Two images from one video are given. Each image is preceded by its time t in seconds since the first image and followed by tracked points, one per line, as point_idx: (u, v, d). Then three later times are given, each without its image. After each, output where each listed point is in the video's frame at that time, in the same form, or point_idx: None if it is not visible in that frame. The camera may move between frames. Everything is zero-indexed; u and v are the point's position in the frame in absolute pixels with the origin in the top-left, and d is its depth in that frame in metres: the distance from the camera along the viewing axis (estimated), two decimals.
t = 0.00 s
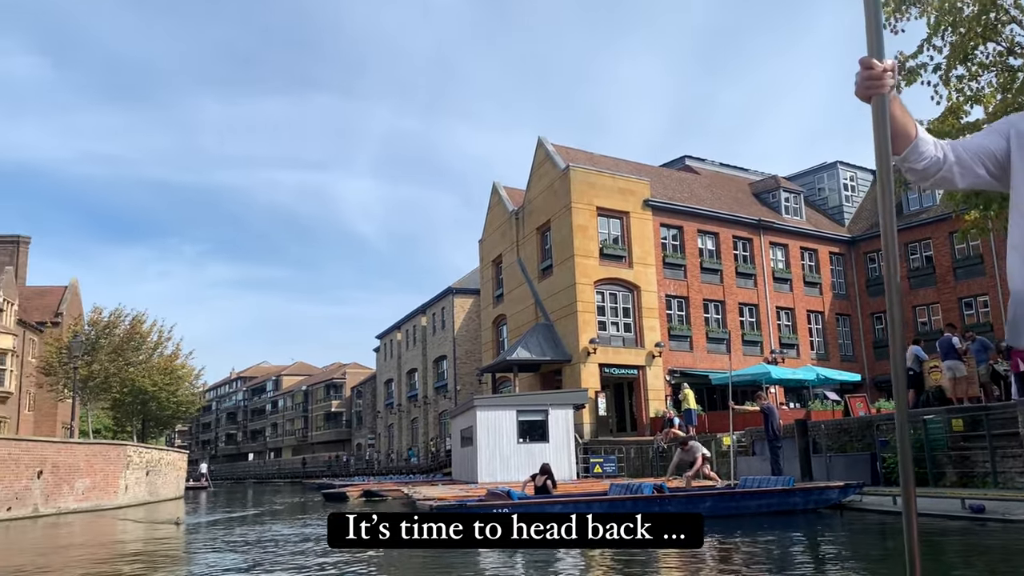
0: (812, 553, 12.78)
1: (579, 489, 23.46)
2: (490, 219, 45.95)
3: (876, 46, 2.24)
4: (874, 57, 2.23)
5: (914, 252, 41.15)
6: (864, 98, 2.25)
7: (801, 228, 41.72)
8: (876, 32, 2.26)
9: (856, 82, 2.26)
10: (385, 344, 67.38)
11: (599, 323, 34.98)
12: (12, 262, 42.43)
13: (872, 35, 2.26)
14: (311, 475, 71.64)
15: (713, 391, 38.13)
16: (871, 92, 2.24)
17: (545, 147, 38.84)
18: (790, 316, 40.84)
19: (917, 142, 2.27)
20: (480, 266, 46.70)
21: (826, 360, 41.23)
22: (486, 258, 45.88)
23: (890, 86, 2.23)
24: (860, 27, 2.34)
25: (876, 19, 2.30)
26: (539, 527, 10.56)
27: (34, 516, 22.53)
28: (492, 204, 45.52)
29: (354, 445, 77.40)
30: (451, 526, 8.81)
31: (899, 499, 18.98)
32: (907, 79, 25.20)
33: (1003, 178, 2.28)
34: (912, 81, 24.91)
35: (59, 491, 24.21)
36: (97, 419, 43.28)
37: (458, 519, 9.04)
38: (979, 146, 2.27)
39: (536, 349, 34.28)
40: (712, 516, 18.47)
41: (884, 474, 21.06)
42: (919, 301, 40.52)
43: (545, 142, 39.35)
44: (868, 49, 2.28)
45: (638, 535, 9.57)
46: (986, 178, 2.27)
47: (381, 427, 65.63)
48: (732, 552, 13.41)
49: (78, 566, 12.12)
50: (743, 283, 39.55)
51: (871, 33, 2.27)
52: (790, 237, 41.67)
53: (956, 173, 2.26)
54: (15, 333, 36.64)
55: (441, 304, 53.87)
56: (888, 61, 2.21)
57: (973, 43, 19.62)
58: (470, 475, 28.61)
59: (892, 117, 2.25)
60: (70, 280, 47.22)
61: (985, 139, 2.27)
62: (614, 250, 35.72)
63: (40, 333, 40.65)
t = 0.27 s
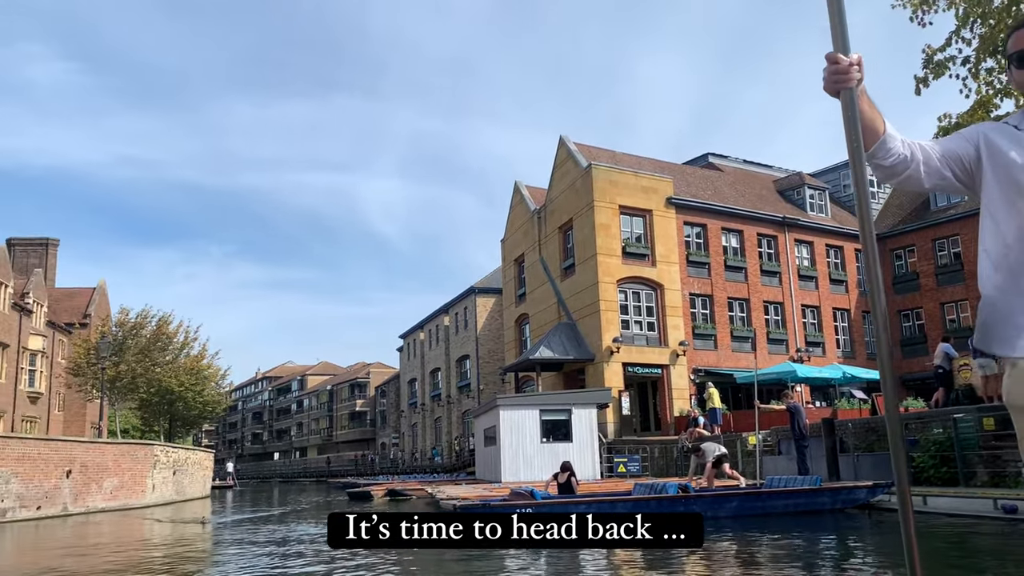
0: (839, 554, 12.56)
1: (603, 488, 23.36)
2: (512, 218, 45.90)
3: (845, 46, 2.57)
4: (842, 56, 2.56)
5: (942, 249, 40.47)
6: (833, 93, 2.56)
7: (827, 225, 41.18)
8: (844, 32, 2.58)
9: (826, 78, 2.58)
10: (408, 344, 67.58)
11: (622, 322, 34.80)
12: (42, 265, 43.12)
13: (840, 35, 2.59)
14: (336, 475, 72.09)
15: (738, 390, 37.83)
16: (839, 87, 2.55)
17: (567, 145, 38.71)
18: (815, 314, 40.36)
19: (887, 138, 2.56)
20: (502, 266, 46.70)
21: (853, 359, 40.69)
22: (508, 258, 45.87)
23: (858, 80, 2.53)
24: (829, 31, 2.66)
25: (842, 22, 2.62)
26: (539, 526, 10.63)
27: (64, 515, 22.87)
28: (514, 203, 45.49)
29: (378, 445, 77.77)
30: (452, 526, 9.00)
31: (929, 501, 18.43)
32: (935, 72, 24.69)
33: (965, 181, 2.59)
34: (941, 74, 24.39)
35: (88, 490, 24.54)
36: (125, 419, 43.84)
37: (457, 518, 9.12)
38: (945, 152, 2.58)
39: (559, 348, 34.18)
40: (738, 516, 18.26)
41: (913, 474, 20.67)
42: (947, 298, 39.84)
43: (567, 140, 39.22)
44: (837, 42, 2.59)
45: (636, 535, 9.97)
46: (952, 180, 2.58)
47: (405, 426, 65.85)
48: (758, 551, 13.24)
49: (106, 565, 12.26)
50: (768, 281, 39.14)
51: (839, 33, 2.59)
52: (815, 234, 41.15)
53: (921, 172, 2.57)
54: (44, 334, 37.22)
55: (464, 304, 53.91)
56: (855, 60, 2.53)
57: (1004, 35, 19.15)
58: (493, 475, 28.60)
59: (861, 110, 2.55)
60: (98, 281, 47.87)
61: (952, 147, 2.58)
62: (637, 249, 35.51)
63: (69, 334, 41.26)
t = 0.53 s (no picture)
0: (875, 556, 12.23)
1: (633, 488, 23.11)
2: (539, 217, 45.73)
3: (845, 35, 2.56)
4: (843, 46, 2.55)
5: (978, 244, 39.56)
6: (836, 84, 2.58)
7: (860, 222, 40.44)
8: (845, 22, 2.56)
9: (826, 69, 2.59)
10: (436, 343, 67.69)
11: (651, 321, 34.46)
12: (76, 266, 43.85)
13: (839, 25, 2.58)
14: (365, 473, 72.49)
15: (769, 389, 37.33)
16: (840, 79, 2.56)
17: (594, 143, 38.45)
18: (847, 311, 39.68)
19: (886, 132, 2.62)
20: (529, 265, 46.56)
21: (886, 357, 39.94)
22: (535, 256, 45.72)
23: (858, 72, 2.55)
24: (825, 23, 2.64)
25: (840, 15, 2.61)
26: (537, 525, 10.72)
27: (98, 513, 23.18)
28: (541, 201, 45.31)
29: (406, 443, 78.03)
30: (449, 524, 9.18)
31: (967, 502, 18.02)
32: (973, 63, 24.04)
33: (962, 180, 2.69)
34: (978, 65, 23.74)
35: (121, 488, 24.88)
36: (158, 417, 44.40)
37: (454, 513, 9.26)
38: (942, 150, 2.68)
39: (587, 346, 33.94)
40: (771, 516, 17.95)
41: (950, 474, 20.20)
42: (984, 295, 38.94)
43: (595, 138, 38.96)
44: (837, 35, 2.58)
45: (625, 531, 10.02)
46: (949, 178, 2.68)
47: (433, 425, 65.97)
48: (791, 553, 12.96)
49: (138, 563, 12.35)
50: (799, 279, 38.55)
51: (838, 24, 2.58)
52: (847, 231, 40.44)
53: (920, 169, 2.66)
54: (78, 334, 37.83)
55: (492, 302, 53.88)
56: (857, 51, 2.53)
57: None
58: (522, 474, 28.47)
59: (861, 102, 2.58)
60: (130, 282, 48.55)
61: (949, 147, 2.69)
62: (666, 246, 35.15)
63: (102, 334, 41.90)
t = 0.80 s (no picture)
0: (913, 554, 11.93)
1: (664, 484, 22.91)
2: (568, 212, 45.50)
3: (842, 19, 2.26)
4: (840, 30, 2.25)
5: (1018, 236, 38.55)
6: (831, 71, 2.28)
7: (895, 215, 39.63)
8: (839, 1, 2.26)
9: (822, 54, 2.29)
10: (465, 338, 67.87)
11: (682, 316, 34.09)
12: (112, 264, 44.67)
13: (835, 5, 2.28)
14: (396, 468, 73.09)
15: (801, 384, 36.79)
16: (837, 65, 2.26)
17: (623, 137, 38.08)
18: (882, 306, 38.92)
19: (887, 118, 2.29)
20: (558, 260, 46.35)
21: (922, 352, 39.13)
22: (564, 252, 45.50)
23: (856, 58, 2.24)
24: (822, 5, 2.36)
25: None
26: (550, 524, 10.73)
27: (133, 507, 23.57)
28: (570, 197, 45.08)
29: (437, 439, 78.48)
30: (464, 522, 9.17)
31: (1008, 499, 17.58)
32: (1012, 49, 23.40)
33: (977, 171, 2.26)
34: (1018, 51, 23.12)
35: (156, 482, 25.29)
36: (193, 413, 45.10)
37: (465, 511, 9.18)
38: (953, 136, 2.27)
39: (617, 342, 33.63)
40: (806, 513, 17.64)
41: (990, 471, 19.71)
42: None
43: (624, 132, 38.57)
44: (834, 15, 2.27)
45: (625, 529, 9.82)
46: (959, 166, 2.26)
47: (463, 421, 66.23)
48: (826, 551, 12.68)
49: (171, 556, 12.50)
50: (832, 273, 37.90)
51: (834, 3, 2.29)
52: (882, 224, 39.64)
53: (925, 158, 2.27)
54: (114, 331, 38.54)
55: (520, 298, 53.80)
56: (854, 34, 2.23)
57: None
58: (552, 469, 28.37)
59: (861, 90, 2.26)
60: (164, 279, 49.33)
61: (961, 132, 2.26)
62: (697, 241, 34.72)
63: (137, 331, 42.65)
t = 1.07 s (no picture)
0: (949, 551, 11.66)
1: (693, 480, 22.71)
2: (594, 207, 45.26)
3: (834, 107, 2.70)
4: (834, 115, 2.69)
5: None
6: (833, 151, 2.71)
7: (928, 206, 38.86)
8: (827, 97, 2.72)
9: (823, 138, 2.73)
10: (492, 334, 67.85)
11: (710, 310, 33.76)
12: (143, 261, 45.29)
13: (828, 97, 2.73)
14: (424, 464, 73.34)
15: (832, 379, 36.27)
16: (835, 145, 2.69)
17: (650, 130, 37.78)
18: (914, 299, 38.20)
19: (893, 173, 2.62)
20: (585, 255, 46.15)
21: (956, 346, 38.37)
22: (591, 247, 45.29)
23: (850, 136, 2.67)
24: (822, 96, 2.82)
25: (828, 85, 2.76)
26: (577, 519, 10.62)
27: (164, 502, 23.89)
28: (596, 191, 44.84)
29: (464, 435, 78.62)
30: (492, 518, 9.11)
31: None
32: None
33: (987, 181, 2.43)
34: None
35: (187, 477, 25.60)
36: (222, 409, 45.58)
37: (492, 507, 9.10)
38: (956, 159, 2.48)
39: (645, 337, 33.37)
40: (837, 509, 17.37)
41: None
42: None
43: (650, 125, 38.24)
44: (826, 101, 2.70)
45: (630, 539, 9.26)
46: (970, 183, 2.44)
47: (490, 417, 66.25)
48: (859, 547, 12.45)
49: (200, 550, 12.61)
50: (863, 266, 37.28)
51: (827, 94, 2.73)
52: (914, 216, 38.89)
53: (932, 187, 2.50)
54: (145, 328, 39.08)
55: (547, 294, 53.66)
56: (840, 119, 2.66)
57: None
58: (579, 465, 28.26)
59: (859, 161, 2.67)
60: (194, 277, 49.91)
61: (963, 155, 2.46)
62: (725, 234, 34.34)
63: (168, 327, 43.21)
